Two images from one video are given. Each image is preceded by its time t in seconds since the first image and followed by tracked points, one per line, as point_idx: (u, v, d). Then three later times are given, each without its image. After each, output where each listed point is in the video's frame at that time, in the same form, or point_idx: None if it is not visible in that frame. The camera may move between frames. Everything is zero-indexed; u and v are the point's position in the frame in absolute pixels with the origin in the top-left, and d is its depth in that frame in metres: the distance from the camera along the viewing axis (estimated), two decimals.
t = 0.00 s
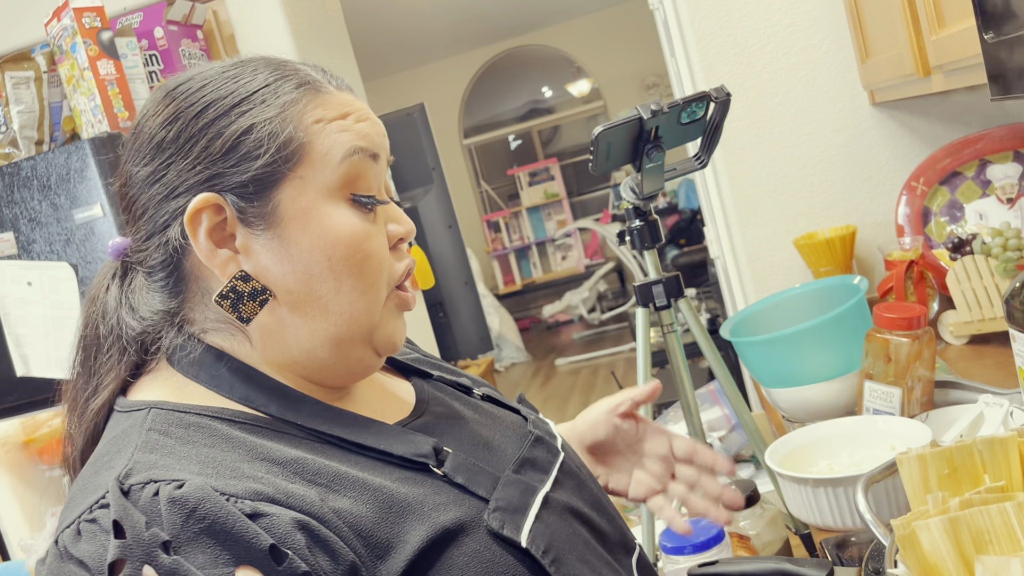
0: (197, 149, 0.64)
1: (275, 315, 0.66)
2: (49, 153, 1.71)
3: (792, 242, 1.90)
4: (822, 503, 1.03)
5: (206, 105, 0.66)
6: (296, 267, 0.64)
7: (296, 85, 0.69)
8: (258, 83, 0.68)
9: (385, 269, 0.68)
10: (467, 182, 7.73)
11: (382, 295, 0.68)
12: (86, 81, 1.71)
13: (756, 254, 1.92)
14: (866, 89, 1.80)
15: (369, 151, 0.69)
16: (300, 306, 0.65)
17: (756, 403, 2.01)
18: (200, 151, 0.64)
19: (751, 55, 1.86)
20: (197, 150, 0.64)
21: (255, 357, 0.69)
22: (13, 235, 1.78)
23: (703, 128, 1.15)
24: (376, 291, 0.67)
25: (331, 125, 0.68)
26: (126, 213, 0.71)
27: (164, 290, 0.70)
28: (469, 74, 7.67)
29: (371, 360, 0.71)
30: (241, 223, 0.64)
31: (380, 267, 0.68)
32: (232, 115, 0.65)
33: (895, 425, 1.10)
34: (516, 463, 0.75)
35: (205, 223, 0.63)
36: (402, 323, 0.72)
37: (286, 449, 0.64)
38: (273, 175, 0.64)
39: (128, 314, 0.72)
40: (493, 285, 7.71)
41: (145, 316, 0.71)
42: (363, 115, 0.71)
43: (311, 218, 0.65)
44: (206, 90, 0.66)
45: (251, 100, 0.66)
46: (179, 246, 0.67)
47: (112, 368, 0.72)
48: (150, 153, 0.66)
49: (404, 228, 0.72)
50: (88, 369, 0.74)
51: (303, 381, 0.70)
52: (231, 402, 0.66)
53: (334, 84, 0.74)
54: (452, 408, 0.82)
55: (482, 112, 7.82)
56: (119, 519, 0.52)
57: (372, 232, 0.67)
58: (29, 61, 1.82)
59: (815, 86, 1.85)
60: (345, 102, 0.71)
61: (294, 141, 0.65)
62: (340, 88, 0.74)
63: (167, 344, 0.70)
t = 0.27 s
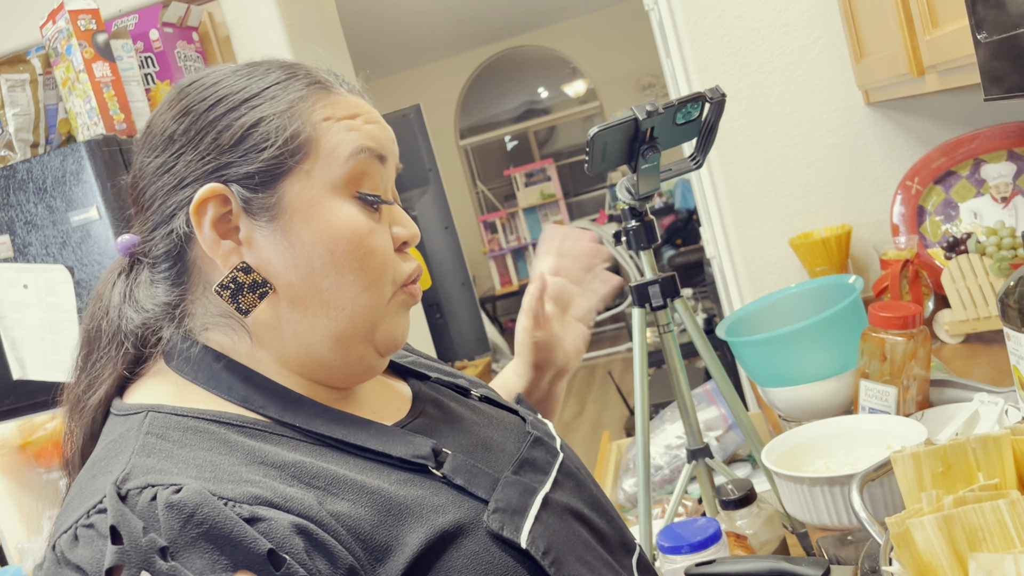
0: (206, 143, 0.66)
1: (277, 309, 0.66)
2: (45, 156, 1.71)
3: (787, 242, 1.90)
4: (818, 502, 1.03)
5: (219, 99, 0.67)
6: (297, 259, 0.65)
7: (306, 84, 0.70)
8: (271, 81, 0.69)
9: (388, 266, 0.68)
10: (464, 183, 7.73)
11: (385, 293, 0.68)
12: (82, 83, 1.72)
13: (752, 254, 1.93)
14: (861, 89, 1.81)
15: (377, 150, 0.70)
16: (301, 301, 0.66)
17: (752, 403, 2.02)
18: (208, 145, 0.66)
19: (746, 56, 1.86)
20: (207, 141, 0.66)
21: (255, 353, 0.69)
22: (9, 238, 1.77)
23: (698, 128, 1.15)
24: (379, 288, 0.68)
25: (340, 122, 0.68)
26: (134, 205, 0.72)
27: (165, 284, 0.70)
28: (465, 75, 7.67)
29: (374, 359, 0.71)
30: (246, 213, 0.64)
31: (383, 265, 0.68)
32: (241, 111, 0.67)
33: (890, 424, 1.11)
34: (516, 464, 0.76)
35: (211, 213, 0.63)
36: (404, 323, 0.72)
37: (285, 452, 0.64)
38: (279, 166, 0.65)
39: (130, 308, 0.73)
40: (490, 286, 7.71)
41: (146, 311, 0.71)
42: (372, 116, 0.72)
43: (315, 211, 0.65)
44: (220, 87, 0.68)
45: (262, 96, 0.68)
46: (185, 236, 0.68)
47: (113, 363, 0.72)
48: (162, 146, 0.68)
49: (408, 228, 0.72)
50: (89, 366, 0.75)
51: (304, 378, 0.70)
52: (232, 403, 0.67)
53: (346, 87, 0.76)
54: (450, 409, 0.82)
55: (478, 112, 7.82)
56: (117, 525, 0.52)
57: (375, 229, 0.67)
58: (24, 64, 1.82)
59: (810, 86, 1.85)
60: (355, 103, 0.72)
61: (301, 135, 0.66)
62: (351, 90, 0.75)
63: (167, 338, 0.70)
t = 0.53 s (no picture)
0: (227, 137, 0.67)
1: (287, 303, 0.67)
2: (41, 158, 1.71)
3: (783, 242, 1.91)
4: (814, 499, 1.04)
5: (241, 96, 0.69)
6: (311, 251, 0.65)
7: (325, 86, 0.72)
8: (291, 83, 0.71)
9: (397, 267, 0.70)
10: (460, 184, 7.74)
11: (393, 292, 0.70)
12: (77, 86, 1.71)
13: (748, 253, 1.94)
14: (855, 89, 1.82)
15: (391, 154, 0.72)
16: (313, 294, 0.66)
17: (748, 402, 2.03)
18: (228, 138, 0.67)
19: (741, 56, 1.87)
20: (228, 135, 0.67)
21: (263, 347, 0.70)
22: (5, 241, 1.78)
23: (693, 129, 1.16)
24: (388, 287, 0.69)
25: (359, 125, 0.70)
26: (146, 200, 0.73)
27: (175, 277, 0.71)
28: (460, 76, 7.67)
29: (379, 361, 0.72)
30: (264, 205, 0.65)
31: (393, 264, 0.69)
32: (262, 108, 0.68)
33: (886, 422, 1.11)
34: (518, 465, 0.76)
35: (228, 205, 0.64)
36: (408, 325, 0.73)
37: (289, 451, 0.63)
38: (299, 161, 0.66)
39: (137, 301, 0.73)
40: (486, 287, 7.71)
41: (154, 305, 0.72)
42: (387, 122, 0.73)
43: (333, 207, 0.66)
44: (243, 85, 0.70)
45: (283, 96, 0.69)
46: (200, 228, 0.68)
47: (119, 359, 0.73)
48: (180, 139, 0.69)
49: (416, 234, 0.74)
50: (94, 360, 0.75)
51: (307, 374, 0.71)
52: (236, 401, 0.67)
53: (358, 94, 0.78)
54: (450, 409, 0.83)
55: (474, 114, 7.83)
56: (122, 523, 0.52)
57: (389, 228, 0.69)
58: (20, 67, 1.82)
59: (804, 86, 1.86)
60: (371, 109, 0.74)
61: (321, 133, 0.67)
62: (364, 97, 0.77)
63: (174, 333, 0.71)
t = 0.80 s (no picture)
0: (241, 137, 0.68)
1: (297, 301, 0.67)
2: (38, 163, 1.72)
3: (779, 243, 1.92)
4: (810, 499, 1.05)
5: (254, 100, 0.70)
6: (323, 250, 0.66)
7: (334, 92, 0.74)
8: (301, 88, 0.72)
9: (404, 268, 0.71)
10: (456, 186, 7.76)
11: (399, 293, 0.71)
12: (75, 90, 1.71)
13: (743, 254, 1.95)
14: (849, 91, 1.83)
15: (400, 160, 0.73)
16: (322, 293, 0.67)
17: (745, 402, 2.04)
18: (241, 140, 0.68)
19: (735, 58, 1.88)
20: (241, 137, 0.68)
21: (272, 346, 0.70)
22: (3, 246, 1.78)
23: (689, 131, 1.17)
24: (395, 287, 0.70)
25: (370, 130, 0.72)
26: (155, 204, 0.74)
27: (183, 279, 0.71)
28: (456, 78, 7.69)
29: (382, 360, 0.73)
30: (277, 204, 0.66)
31: (401, 265, 0.70)
32: (275, 110, 0.70)
33: (881, 421, 1.12)
34: (523, 467, 0.76)
35: (241, 204, 0.65)
36: (412, 326, 0.75)
37: (297, 450, 0.64)
38: (313, 161, 0.67)
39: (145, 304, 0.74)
40: (483, 288, 7.72)
41: (162, 308, 0.73)
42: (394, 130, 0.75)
43: (346, 207, 0.67)
44: (256, 89, 0.71)
45: (295, 100, 0.71)
46: (209, 227, 0.69)
47: (127, 362, 0.73)
48: (191, 140, 0.70)
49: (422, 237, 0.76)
50: (103, 364, 0.76)
51: (311, 374, 0.72)
52: (244, 402, 0.67)
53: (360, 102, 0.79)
54: (455, 412, 0.84)
55: (470, 115, 7.84)
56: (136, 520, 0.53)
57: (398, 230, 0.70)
58: (17, 72, 1.82)
59: (799, 88, 1.87)
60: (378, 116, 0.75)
61: (333, 136, 0.69)
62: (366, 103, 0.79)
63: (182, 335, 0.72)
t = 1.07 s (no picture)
0: (260, 142, 0.70)
1: (314, 302, 0.69)
2: (38, 167, 1.72)
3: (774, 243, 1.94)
4: (806, 496, 1.06)
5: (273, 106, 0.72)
6: (341, 253, 0.68)
7: (350, 100, 0.75)
8: (318, 95, 0.74)
9: (418, 271, 0.73)
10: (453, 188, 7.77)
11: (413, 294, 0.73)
12: (74, 94, 1.72)
13: (739, 254, 1.97)
14: (844, 92, 1.84)
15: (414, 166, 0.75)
16: (340, 294, 0.69)
17: (742, 401, 2.05)
18: (261, 145, 0.69)
19: (730, 61, 1.90)
20: (261, 142, 0.70)
21: (287, 345, 0.71)
22: (4, 249, 1.79)
23: (685, 134, 1.18)
24: (411, 289, 0.72)
25: (385, 137, 0.74)
26: (173, 207, 0.75)
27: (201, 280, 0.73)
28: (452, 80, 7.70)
29: (394, 359, 0.75)
30: (298, 206, 0.67)
31: (416, 267, 0.72)
32: (294, 116, 0.71)
33: (876, 419, 1.14)
34: (527, 465, 0.78)
35: (262, 207, 0.66)
36: (424, 327, 0.76)
37: (307, 448, 0.65)
38: (333, 166, 0.69)
39: (162, 304, 0.75)
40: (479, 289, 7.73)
41: (178, 307, 0.74)
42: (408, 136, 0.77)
43: (365, 212, 0.69)
44: (275, 95, 0.73)
45: (313, 106, 0.72)
46: (230, 230, 0.70)
47: (142, 361, 0.74)
48: (211, 144, 0.71)
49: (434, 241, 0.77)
50: (117, 364, 0.77)
51: (325, 372, 0.73)
52: (255, 400, 0.68)
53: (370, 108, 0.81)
54: (461, 412, 0.85)
55: (466, 117, 7.85)
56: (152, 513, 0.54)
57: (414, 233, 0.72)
58: (16, 76, 1.83)
59: (794, 90, 1.89)
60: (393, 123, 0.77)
61: (352, 143, 0.70)
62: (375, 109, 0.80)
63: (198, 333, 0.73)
